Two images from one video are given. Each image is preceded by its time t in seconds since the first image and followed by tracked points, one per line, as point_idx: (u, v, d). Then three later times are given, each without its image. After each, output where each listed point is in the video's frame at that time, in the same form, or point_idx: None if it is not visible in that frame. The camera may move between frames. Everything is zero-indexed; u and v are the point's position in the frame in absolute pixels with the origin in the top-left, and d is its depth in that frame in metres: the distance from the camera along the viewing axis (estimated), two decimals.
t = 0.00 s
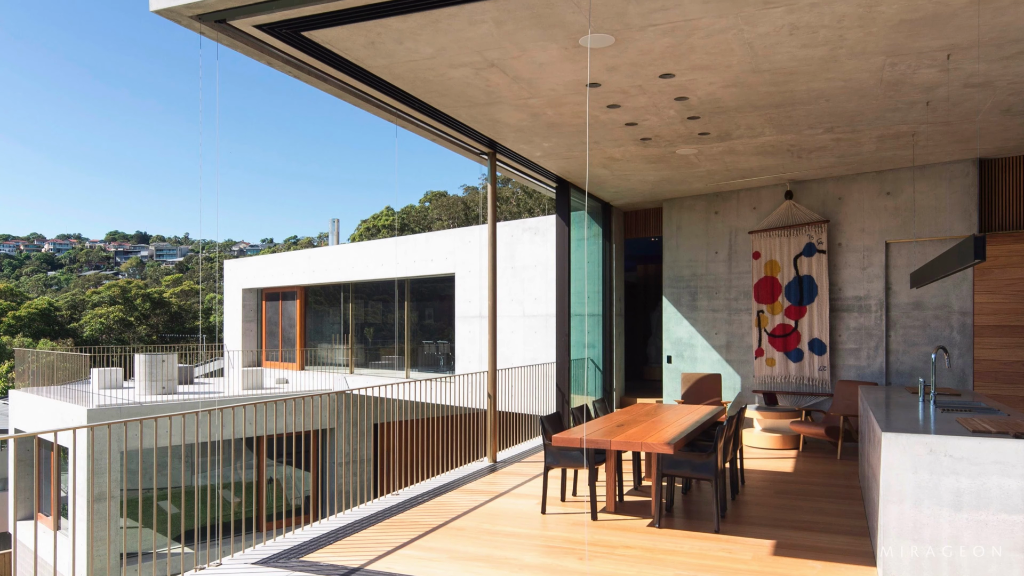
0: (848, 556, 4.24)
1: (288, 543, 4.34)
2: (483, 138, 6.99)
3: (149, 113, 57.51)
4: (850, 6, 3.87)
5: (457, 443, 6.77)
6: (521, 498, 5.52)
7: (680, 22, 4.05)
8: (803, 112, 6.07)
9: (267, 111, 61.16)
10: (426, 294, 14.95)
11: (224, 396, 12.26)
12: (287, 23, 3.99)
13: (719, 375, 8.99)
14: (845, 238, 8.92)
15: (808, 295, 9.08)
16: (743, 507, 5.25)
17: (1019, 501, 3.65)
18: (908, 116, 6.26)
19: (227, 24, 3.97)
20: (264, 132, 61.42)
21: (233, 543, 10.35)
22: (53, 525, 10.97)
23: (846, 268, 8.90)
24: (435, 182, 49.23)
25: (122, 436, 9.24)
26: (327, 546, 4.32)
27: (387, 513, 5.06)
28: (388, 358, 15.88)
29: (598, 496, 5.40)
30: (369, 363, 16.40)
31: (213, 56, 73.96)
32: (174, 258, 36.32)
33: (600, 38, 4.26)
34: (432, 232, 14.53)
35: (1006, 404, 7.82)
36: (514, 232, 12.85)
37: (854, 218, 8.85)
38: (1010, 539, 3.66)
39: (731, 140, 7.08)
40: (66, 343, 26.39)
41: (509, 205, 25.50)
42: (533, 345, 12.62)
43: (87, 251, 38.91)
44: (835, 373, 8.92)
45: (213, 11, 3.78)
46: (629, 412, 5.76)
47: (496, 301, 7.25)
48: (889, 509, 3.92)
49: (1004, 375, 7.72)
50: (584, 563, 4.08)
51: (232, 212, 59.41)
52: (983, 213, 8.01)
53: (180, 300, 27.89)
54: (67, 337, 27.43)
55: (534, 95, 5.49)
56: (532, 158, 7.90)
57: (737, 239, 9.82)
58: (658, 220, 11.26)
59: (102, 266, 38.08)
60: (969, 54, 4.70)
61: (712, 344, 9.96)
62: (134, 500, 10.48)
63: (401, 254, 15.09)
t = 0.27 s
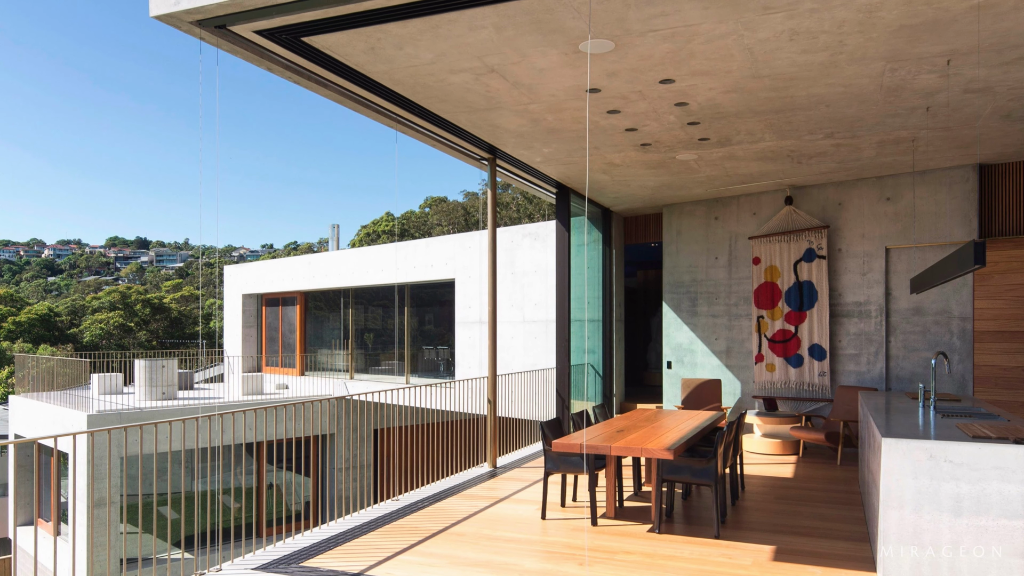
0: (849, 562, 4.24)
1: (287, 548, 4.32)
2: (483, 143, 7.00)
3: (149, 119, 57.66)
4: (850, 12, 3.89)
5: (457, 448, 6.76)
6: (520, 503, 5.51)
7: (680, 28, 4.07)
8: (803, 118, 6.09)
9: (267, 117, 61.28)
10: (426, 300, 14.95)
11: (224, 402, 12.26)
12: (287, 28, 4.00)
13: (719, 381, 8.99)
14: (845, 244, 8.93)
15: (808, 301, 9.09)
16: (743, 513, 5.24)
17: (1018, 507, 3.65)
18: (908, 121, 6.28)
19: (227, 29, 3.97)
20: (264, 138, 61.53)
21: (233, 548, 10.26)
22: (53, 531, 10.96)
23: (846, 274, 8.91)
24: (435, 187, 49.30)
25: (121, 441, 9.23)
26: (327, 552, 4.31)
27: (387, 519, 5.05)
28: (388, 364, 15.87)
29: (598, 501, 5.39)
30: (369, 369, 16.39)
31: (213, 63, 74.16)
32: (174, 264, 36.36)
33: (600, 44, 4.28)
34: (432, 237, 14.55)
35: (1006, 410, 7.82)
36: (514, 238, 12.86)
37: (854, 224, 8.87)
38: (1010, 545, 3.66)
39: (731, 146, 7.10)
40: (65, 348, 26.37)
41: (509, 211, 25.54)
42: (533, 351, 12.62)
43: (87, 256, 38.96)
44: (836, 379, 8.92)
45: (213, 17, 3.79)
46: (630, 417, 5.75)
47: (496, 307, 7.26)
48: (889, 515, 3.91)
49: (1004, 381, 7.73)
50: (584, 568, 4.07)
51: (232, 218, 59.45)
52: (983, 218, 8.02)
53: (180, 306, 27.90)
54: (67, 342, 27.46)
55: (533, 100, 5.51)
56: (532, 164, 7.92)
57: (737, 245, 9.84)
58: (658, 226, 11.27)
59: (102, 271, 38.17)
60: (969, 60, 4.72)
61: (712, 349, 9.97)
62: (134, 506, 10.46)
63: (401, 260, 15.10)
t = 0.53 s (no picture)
0: (849, 567, 4.23)
1: (287, 554, 4.32)
2: (483, 149, 7.02)
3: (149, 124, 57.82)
4: (850, 17, 3.90)
5: (457, 454, 6.76)
6: (521, 509, 5.50)
7: (680, 33, 4.09)
8: (804, 123, 6.11)
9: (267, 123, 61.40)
10: (426, 305, 14.96)
11: (223, 408, 12.26)
12: (287, 34, 4.01)
13: (719, 387, 8.99)
14: (845, 249, 8.94)
15: (808, 306, 9.09)
16: (743, 519, 5.24)
17: (1019, 512, 3.65)
18: (908, 127, 6.30)
19: (227, 35, 3.98)
20: (264, 144, 61.63)
21: (233, 553, 10.23)
22: (53, 536, 10.94)
23: (846, 279, 8.92)
24: (435, 193, 49.37)
25: (121, 447, 9.23)
26: (327, 558, 4.31)
27: (386, 525, 5.04)
28: (388, 370, 15.87)
29: (598, 507, 5.39)
30: (369, 374, 16.38)
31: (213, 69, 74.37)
32: (175, 270, 36.38)
33: (600, 49, 4.30)
34: (432, 243, 14.56)
35: (1006, 415, 7.83)
36: (514, 244, 12.87)
37: (854, 230, 8.88)
38: (1010, 551, 3.65)
39: (731, 152, 7.11)
40: (65, 354, 26.35)
41: (509, 216, 25.57)
42: (533, 357, 12.62)
43: (87, 262, 39.01)
44: (836, 384, 8.93)
45: (213, 23, 3.80)
46: (630, 423, 5.75)
47: (496, 312, 7.26)
48: (889, 521, 3.91)
49: (1004, 387, 7.75)
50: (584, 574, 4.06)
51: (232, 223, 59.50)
52: (983, 224, 8.03)
53: (180, 311, 27.90)
54: (67, 348, 27.45)
55: (533, 106, 5.53)
56: (532, 169, 7.93)
57: (737, 251, 9.85)
58: (658, 231, 11.29)
59: (102, 277, 38.23)
60: (969, 65, 4.74)
61: (712, 355, 9.97)
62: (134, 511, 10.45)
63: (401, 265, 15.11)
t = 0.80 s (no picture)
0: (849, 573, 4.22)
1: (288, 560, 4.32)
2: (483, 155, 7.04)
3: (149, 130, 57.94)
4: (851, 23, 3.91)
5: (457, 459, 6.76)
6: (521, 514, 5.49)
7: (680, 39, 4.10)
8: (803, 129, 6.13)
9: (267, 128, 61.52)
10: (426, 311, 14.96)
11: (223, 413, 12.25)
12: (287, 39, 4.02)
13: (719, 392, 8.99)
14: (845, 255, 8.95)
15: (808, 311, 9.10)
16: (743, 524, 5.23)
17: (1019, 518, 3.65)
18: (908, 132, 6.32)
19: (227, 40, 3.99)
20: (264, 149, 61.72)
21: (233, 558, 10.20)
22: (53, 541, 10.92)
23: (846, 284, 8.93)
24: (435, 199, 49.42)
25: (122, 452, 9.22)
26: (327, 563, 4.31)
27: (387, 530, 5.04)
28: (388, 375, 15.86)
29: (598, 512, 5.38)
30: (369, 380, 16.31)
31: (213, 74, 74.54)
32: (175, 275, 36.37)
33: (600, 55, 4.31)
34: (432, 248, 14.57)
35: (1006, 421, 7.83)
36: (514, 249, 12.88)
37: (854, 235, 8.89)
38: (1010, 556, 3.65)
39: (731, 157, 7.13)
40: (65, 359, 26.32)
41: (509, 222, 25.59)
42: (533, 362, 12.61)
43: (87, 267, 39.04)
44: (836, 390, 8.93)
45: (213, 28, 3.81)
46: (630, 428, 5.75)
47: (496, 317, 7.27)
48: (889, 526, 3.91)
49: (1004, 392, 7.73)
50: None
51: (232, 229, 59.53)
52: (983, 229, 8.04)
53: (180, 316, 27.89)
54: (67, 353, 27.43)
55: (533, 111, 5.55)
56: (531, 175, 7.95)
57: (737, 256, 9.86)
58: (658, 237, 11.30)
59: (102, 283, 38.32)
60: (969, 71, 4.76)
61: (711, 360, 9.97)
62: (134, 517, 10.43)
63: (401, 271, 15.11)
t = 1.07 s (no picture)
0: None
1: (287, 565, 4.31)
2: (483, 160, 7.06)
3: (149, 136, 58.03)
4: (850, 29, 3.93)
5: (457, 465, 6.75)
6: (521, 520, 5.48)
7: (680, 45, 4.12)
8: (803, 134, 6.15)
9: (268, 134, 61.63)
10: (426, 316, 14.98)
11: (224, 419, 12.24)
12: (287, 45, 4.04)
13: (720, 398, 8.99)
14: (845, 260, 8.96)
15: (808, 317, 9.10)
16: (743, 530, 5.22)
17: (1019, 523, 3.65)
18: (908, 138, 6.34)
19: (227, 46, 4.00)
20: (265, 155, 61.81)
21: (234, 564, 10.21)
22: (53, 547, 10.91)
23: (846, 290, 8.94)
24: (435, 204, 49.50)
25: (121, 458, 9.22)
26: (327, 569, 4.30)
27: (387, 536, 5.03)
28: (388, 381, 15.86)
29: (598, 518, 5.38)
30: (369, 386, 16.42)
31: (213, 80, 74.71)
32: (175, 280, 36.43)
33: (600, 60, 4.33)
34: (432, 254, 14.59)
35: (1005, 426, 7.83)
36: (514, 255, 12.89)
37: (854, 240, 8.90)
38: (1010, 562, 3.65)
39: (731, 163, 7.15)
40: (65, 365, 26.32)
41: (509, 227, 25.64)
42: (533, 368, 12.61)
43: (87, 273, 39.09)
44: (836, 395, 8.93)
45: (213, 34, 3.82)
46: (630, 434, 5.75)
47: (496, 323, 7.27)
48: (889, 531, 3.90)
49: (1004, 398, 7.73)
50: None
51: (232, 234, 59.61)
52: (983, 235, 8.05)
53: (180, 322, 27.91)
54: (67, 359, 27.45)
55: (533, 117, 5.57)
56: (532, 180, 7.97)
57: (737, 262, 9.87)
58: (658, 242, 11.32)
59: (102, 288, 38.37)
60: (969, 76, 4.78)
61: (712, 366, 9.98)
62: (134, 522, 10.42)
63: (401, 277, 15.13)
